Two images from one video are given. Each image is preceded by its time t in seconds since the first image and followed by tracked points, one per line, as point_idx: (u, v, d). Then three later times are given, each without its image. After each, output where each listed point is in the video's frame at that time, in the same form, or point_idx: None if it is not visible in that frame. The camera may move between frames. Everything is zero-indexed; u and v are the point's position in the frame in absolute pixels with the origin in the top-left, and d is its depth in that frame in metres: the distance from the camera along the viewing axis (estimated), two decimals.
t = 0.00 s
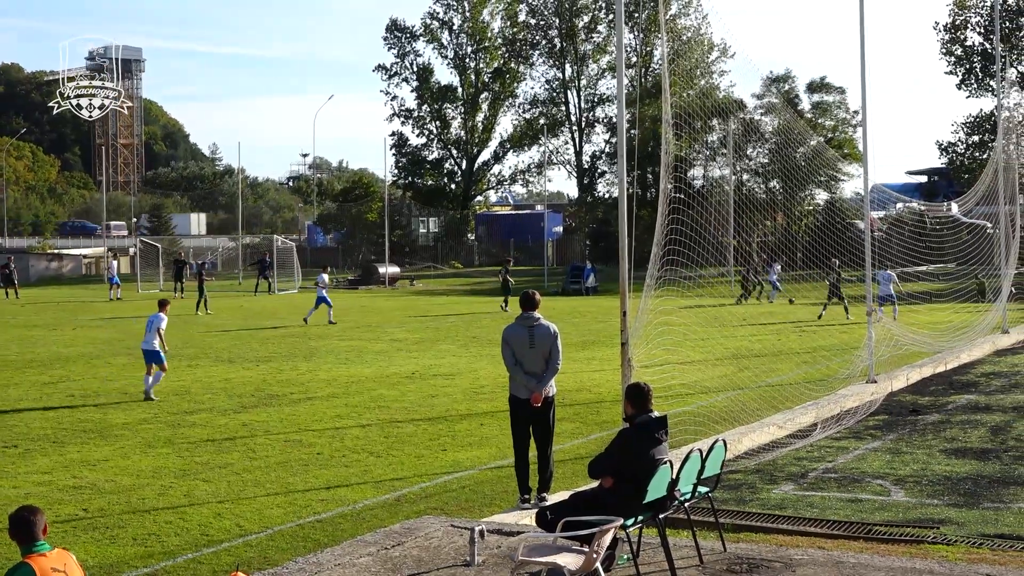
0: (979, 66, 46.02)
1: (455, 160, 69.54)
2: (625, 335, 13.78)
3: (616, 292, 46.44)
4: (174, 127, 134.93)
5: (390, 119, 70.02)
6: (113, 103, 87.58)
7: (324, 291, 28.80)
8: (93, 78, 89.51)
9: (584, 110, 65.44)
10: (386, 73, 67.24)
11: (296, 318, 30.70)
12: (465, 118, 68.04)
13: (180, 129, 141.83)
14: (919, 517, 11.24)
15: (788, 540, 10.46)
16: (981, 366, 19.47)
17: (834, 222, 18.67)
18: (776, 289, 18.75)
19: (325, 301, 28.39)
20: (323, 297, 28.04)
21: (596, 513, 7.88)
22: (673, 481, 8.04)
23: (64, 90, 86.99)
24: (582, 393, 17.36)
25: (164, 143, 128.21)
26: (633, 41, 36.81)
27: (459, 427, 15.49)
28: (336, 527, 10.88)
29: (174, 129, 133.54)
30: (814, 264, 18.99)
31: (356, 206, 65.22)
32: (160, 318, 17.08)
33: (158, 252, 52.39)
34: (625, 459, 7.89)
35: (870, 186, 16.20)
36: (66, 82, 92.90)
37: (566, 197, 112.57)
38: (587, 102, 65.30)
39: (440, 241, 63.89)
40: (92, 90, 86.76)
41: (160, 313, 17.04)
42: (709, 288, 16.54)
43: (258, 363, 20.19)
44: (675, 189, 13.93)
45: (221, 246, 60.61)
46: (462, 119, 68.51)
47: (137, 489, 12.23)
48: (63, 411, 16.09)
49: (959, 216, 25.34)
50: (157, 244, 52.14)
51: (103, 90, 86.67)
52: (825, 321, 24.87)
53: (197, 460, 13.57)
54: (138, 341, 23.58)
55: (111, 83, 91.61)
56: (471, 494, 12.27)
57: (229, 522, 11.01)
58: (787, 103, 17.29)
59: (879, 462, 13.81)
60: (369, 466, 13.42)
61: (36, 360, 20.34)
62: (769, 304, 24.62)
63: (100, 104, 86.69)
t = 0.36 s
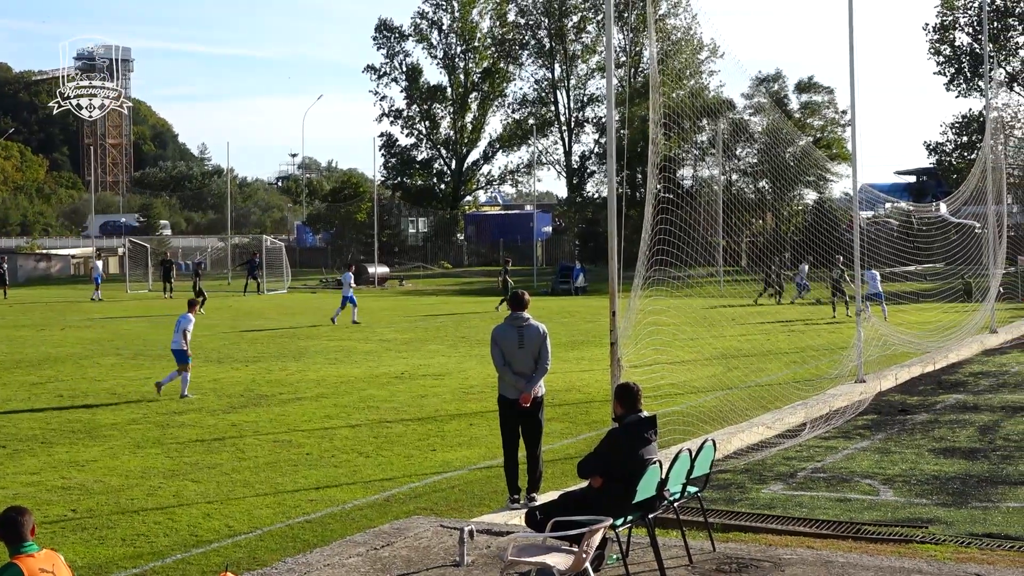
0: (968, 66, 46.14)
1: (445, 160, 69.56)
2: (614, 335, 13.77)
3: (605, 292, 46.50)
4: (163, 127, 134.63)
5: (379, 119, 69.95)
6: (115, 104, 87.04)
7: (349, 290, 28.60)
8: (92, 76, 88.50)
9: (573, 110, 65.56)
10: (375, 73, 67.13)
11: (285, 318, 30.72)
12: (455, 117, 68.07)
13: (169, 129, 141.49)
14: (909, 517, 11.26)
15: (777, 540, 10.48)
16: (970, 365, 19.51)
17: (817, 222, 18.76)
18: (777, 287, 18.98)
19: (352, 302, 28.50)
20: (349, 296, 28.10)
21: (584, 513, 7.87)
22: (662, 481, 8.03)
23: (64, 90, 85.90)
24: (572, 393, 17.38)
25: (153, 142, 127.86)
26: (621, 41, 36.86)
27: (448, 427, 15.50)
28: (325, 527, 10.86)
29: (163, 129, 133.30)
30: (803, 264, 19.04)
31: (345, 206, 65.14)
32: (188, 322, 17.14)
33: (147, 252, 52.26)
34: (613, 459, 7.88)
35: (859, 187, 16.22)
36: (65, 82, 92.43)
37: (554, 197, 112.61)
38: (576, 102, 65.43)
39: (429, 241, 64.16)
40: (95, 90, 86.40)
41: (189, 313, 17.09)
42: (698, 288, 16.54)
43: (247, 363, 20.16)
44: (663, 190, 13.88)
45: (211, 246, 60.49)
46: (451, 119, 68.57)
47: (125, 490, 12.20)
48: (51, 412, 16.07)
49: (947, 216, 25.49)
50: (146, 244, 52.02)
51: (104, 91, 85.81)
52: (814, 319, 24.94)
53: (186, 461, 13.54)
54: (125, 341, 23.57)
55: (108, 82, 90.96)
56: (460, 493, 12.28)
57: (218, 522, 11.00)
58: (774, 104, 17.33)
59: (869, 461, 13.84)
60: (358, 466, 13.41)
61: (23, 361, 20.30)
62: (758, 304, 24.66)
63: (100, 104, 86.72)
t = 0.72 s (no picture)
0: (958, 66, 46.27)
1: (435, 160, 69.56)
2: (604, 335, 13.78)
3: (595, 293, 46.56)
4: (153, 127, 134.45)
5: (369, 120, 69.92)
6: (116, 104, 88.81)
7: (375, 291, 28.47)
8: (92, 74, 89.42)
9: (563, 110, 65.61)
10: (365, 73, 67.12)
11: (275, 319, 30.73)
12: (445, 117, 68.10)
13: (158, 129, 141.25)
14: (899, 516, 11.29)
15: (767, 540, 10.51)
16: (959, 365, 19.55)
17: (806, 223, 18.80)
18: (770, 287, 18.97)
19: (376, 303, 28.63)
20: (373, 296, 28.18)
21: (574, 513, 7.86)
22: (652, 481, 8.03)
23: (63, 90, 87.07)
24: (563, 393, 17.39)
25: (143, 142, 127.65)
26: (610, 42, 36.93)
27: (439, 427, 15.50)
28: (315, 527, 10.84)
29: (153, 129, 133.14)
30: (793, 264, 19.07)
31: (334, 206, 65.03)
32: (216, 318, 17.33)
33: (137, 253, 52.11)
34: (604, 459, 7.87)
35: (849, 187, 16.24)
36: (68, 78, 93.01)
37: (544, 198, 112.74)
38: (566, 102, 65.48)
39: (419, 241, 64.06)
40: (93, 90, 87.47)
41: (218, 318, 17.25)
42: (689, 288, 16.53)
43: (237, 364, 20.14)
44: (654, 191, 13.85)
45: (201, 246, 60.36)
46: (441, 119, 68.57)
47: (115, 491, 12.16)
48: (40, 412, 16.02)
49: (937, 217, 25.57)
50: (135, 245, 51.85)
51: (103, 90, 87.05)
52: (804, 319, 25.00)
53: (176, 461, 13.51)
54: (114, 341, 23.51)
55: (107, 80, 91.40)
56: (450, 494, 12.29)
57: (208, 523, 10.97)
58: (763, 104, 17.36)
59: (859, 461, 13.86)
60: (349, 467, 13.39)
61: (12, 362, 20.24)
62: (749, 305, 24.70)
63: (99, 104, 87.89)
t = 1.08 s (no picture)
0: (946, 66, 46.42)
1: (424, 160, 69.55)
2: (593, 335, 13.78)
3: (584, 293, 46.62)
4: (142, 127, 134.16)
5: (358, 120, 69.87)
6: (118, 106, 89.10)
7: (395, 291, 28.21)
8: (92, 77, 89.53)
9: (552, 111, 65.63)
10: (354, 73, 67.09)
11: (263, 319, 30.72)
12: (434, 118, 68.12)
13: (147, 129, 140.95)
14: (887, 516, 11.32)
15: (755, 540, 10.53)
16: (946, 365, 19.61)
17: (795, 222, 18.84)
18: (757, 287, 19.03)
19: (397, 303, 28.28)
20: (395, 293, 27.97)
21: (562, 513, 7.86)
22: (641, 480, 8.04)
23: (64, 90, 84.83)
24: (552, 393, 17.40)
25: (132, 142, 127.38)
26: (599, 42, 36.96)
27: (428, 428, 15.50)
28: (304, 528, 10.83)
29: (142, 129, 132.85)
30: (782, 264, 19.11)
31: (323, 206, 64.94)
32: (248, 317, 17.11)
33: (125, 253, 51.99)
34: (592, 458, 7.87)
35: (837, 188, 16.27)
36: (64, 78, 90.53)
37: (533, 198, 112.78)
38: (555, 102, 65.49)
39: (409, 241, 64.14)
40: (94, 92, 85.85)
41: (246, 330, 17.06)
42: (678, 288, 16.54)
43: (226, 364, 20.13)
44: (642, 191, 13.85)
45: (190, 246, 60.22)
46: (430, 119, 68.58)
47: (104, 492, 12.13)
48: (29, 413, 15.99)
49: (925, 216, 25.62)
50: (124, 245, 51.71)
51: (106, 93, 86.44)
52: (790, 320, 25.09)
53: (164, 462, 13.49)
54: (102, 341, 23.47)
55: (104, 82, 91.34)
56: (439, 494, 12.29)
57: (197, 523, 10.95)
58: (751, 104, 17.40)
59: (848, 461, 13.89)
60: (337, 467, 13.37)
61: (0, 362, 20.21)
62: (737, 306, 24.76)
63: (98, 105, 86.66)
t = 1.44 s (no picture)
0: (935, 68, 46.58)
1: (413, 161, 69.54)
2: (582, 335, 13.78)
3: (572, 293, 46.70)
4: (131, 128, 133.93)
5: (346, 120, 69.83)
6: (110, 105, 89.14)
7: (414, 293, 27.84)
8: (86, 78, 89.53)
9: (541, 111, 65.66)
10: (343, 73, 67.08)
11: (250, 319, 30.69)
12: (423, 118, 68.15)
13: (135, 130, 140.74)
14: (875, 515, 11.35)
15: (743, 540, 10.55)
16: (935, 365, 19.66)
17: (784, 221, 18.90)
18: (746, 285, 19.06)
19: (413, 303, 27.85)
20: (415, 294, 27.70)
21: (550, 513, 7.86)
22: (629, 481, 8.04)
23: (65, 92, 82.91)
24: (541, 393, 17.41)
25: (120, 143, 127.17)
26: (587, 43, 37.02)
27: (416, 427, 15.50)
28: (293, 528, 10.82)
29: (130, 130, 132.56)
30: (771, 264, 19.16)
31: (313, 206, 64.88)
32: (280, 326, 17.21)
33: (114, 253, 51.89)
34: (580, 459, 7.88)
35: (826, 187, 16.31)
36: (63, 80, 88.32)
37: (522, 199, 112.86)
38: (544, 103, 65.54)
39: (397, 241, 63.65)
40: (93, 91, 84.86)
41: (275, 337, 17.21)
42: (667, 287, 16.58)
43: (214, 364, 20.10)
44: (631, 191, 13.88)
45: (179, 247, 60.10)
46: (419, 119, 68.59)
47: (92, 492, 12.10)
48: (15, 413, 15.94)
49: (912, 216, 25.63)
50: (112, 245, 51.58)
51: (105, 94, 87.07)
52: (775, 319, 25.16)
53: (153, 463, 13.46)
54: (90, 342, 23.43)
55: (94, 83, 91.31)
56: (428, 494, 12.28)
57: (185, 524, 10.93)
58: (739, 105, 17.47)
59: (836, 461, 13.92)
60: (326, 468, 13.36)
61: None
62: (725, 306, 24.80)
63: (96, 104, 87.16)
